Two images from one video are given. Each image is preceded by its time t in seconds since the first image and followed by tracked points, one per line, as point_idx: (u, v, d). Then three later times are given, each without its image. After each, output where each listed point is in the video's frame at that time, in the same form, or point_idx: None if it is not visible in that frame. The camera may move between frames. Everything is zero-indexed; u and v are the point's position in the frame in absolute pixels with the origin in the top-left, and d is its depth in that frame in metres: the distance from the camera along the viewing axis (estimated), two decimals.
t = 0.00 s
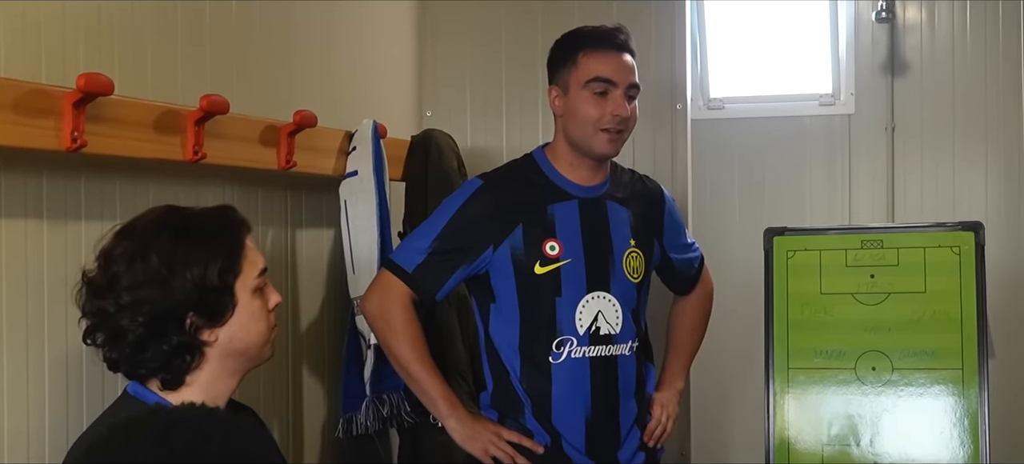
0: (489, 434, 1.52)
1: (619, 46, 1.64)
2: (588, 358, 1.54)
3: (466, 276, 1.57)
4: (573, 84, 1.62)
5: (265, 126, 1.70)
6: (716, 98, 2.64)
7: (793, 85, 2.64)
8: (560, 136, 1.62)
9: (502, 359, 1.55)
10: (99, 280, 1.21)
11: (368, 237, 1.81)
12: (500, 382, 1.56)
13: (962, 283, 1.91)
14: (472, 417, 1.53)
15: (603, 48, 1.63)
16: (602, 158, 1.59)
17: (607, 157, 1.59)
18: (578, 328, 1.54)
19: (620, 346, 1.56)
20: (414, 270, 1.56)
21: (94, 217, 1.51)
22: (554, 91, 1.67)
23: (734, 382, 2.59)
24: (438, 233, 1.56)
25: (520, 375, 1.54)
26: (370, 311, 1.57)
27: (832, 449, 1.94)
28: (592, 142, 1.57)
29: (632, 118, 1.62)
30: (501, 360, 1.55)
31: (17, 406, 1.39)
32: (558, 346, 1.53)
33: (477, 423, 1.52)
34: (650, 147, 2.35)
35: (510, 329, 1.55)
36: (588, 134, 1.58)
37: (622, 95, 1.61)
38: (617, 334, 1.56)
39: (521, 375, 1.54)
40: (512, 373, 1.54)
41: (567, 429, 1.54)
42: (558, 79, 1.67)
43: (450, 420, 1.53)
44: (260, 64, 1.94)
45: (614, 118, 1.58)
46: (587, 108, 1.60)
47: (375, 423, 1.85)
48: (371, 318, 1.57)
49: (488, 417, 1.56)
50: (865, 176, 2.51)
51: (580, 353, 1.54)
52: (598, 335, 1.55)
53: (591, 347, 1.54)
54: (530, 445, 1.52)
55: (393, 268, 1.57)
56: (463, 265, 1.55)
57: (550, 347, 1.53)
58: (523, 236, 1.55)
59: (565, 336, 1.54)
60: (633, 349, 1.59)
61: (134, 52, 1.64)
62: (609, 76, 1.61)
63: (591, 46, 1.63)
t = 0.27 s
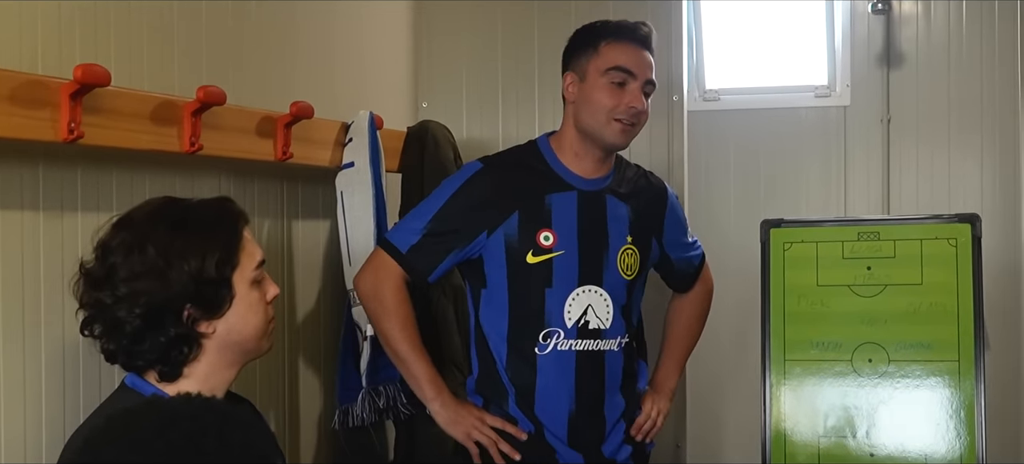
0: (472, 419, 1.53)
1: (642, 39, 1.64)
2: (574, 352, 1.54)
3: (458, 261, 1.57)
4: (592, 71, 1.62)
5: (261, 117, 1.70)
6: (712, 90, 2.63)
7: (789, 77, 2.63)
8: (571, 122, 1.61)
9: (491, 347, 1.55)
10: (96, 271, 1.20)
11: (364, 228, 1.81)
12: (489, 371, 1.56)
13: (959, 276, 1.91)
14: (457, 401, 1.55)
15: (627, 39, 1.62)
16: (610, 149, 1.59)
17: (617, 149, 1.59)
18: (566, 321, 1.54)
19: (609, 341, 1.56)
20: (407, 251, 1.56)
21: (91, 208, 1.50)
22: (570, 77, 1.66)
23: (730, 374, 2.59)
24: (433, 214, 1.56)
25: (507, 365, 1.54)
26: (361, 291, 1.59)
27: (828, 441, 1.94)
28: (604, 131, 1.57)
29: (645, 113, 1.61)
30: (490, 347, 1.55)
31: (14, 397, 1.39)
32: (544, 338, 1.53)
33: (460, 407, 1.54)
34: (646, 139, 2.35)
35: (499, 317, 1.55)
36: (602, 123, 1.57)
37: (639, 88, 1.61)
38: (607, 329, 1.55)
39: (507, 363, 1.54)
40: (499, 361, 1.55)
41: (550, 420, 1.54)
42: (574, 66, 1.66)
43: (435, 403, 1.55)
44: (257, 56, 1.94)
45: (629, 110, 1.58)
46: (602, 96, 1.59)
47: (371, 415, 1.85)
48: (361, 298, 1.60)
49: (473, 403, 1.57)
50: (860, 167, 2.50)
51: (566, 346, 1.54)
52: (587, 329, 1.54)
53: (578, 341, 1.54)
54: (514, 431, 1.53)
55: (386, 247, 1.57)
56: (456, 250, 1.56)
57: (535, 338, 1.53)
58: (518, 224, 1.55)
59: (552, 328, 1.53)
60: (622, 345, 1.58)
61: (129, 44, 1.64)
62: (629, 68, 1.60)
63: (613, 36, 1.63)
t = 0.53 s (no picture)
0: (464, 421, 1.53)
1: (641, 40, 1.65)
2: (568, 350, 1.54)
3: (448, 260, 1.57)
4: (590, 68, 1.62)
5: (258, 114, 1.70)
6: (708, 86, 2.63)
7: (785, 72, 2.63)
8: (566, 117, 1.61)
9: (483, 346, 1.55)
10: (92, 264, 1.20)
11: (362, 225, 1.81)
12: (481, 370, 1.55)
13: (955, 272, 1.92)
14: (449, 403, 1.55)
15: (627, 38, 1.63)
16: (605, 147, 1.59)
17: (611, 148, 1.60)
18: (559, 319, 1.54)
19: (602, 339, 1.56)
20: (396, 251, 1.56)
21: (89, 204, 1.50)
22: (565, 72, 1.66)
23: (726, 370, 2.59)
24: (423, 212, 1.55)
25: (500, 364, 1.54)
26: (350, 290, 1.58)
27: (825, 437, 1.95)
28: (602, 131, 1.58)
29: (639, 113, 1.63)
30: (481, 346, 1.55)
31: (12, 394, 1.39)
32: (537, 337, 1.53)
33: (453, 409, 1.54)
34: (644, 136, 2.35)
35: (491, 316, 1.55)
36: (600, 122, 1.58)
37: (636, 89, 1.62)
38: (599, 326, 1.56)
39: (500, 363, 1.54)
40: (491, 360, 1.54)
41: (545, 419, 1.54)
42: (570, 60, 1.66)
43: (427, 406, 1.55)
44: (254, 52, 1.94)
45: (627, 111, 1.59)
46: (602, 95, 1.60)
47: (370, 411, 1.85)
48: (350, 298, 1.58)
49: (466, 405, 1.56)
50: (856, 164, 2.51)
51: (560, 344, 1.54)
52: (580, 327, 1.55)
53: (572, 339, 1.54)
54: (508, 433, 1.52)
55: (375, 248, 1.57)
56: (445, 249, 1.55)
57: (529, 337, 1.53)
58: (510, 222, 1.55)
59: (545, 327, 1.54)
60: (615, 343, 1.59)
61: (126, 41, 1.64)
62: (629, 68, 1.61)
63: (613, 34, 1.63)
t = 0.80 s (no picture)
0: (466, 432, 1.49)
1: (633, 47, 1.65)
2: (562, 355, 1.54)
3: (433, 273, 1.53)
4: (595, 75, 1.60)
5: (252, 116, 1.69)
6: (702, 86, 2.63)
7: (779, 73, 2.63)
8: (565, 122, 1.59)
9: (472, 357, 1.52)
10: (84, 260, 1.20)
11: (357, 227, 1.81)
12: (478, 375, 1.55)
13: (949, 273, 1.92)
14: (446, 416, 1.50)
15: (626, 46, 1.63)
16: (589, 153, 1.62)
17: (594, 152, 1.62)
18: (552, 324, 1.54)
19: (593, 339, 1.58)
20: (377, 269, 1.50)
21: (83, 207, 1.50)
22: (562, 70, 1.61)
23: (720, 371, 2.60)
24: (404, 227, 1.51)
25: (493, 374, 1.52)
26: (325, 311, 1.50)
27: (820, 438, 1.95)
28: (597, 141, 1.60)
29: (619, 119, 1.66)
30: (471, 357, 1.52)
31: (6, 397, 1.39)
32: (531, 344, 1.52)
33: (452, 421, 1.49)
34: (638, 137, 2.36)
35: (479, 327, 1.52)
36: (598, 134, 1.60)
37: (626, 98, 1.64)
38: (591, 327, 1.57)
39: (493, 373, 1.52)
40: (483, 370, 1.52)
41: (543, 426, 1.53)
42: (568, 57, 1.61)
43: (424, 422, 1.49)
44: (247, 53, 1.94)
45: (618, 120, 1.62)
46: (604, 104, 1.60)
47: (364, 414, 1.85)
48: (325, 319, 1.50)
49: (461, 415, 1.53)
50: (850, 165, 2.51)
51: (554, 350, 1.53)
52: (573, 330, 1.55)
53: (565, 344, 1.54)
54: (511, 440, 1.50)
55: (353, 266, 1.50)
56: (429, 264, 1.51)
57: (523, 345, 1.52)
58: (494, 232, 1.53)
59: (539, 334, 1.53)
60: (604, 340, 1.61)
61: (119, 43, 1.64)
62: (628, 79, 1.62)
63: (617, 41, 1.62)
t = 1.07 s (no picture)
0: (488, 436, 1.47)
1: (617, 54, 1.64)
2: (560, 358, 1.55)
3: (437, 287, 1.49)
4: (588, 84, 1.57)
5: (241, 119, 1.69)
6: (691, 88, 2.64)
7: (767, 75, 2.64)
8: (554, 131, 1.56)
9: (474, 367, 1.51)
10: (75, 265, 1.20)
11: (346, 230, 1.82)
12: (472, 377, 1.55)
13: (938, 274, 1.92)
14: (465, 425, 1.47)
15: (613, 54, 1.61)
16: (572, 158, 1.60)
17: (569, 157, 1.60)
18: (550, 328, 1.54)
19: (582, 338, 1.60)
20: (389, 288, 1.43)
21: (72, 212, 1.50)
22: (554, 77, 1.57)
23: (710, 372, 2.60)
24: (411, 242, 1.45)
25: (496, 382, 1.51)
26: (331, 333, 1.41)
27: (810, 439, 1.95)
28: (581, 149, 1.59)
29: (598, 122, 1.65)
30: (473, 368, 1.51)
31: None
32: (533, 351, 1.52)
33: (473, 428, 1.46)
34: (628, 138, 2.36)
35: (479, 336, 1.50)
36: (584, 143, 1.58)
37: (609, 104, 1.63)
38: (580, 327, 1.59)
39: (496, 381, 1.51)
40: (486, 380, 1.51)
41: (548, 427, 1.54)
42: (561, 65, 1.57)
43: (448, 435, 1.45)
44: (236, 56, 1.93)
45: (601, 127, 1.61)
46: (594, 114, 1.58)
47: (354, 416, 1.83)
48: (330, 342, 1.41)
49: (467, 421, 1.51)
50: (839, 166, 2.51)
51: (553, 354, 1.54)
52: (568, 332, 1.57)
53: (562, 347, 1.55)
54: (524, 441, 1.50)
55: (362, 285, 1.43)
56: (438, 278, 1.47)
57: (525, 352, 1.51)
58: (493, 240, 1.50)
59: (539, 340, 1.53)
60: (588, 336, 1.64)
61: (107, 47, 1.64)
62: (615, 87, 1.61)
63: (607, 50, 1.60)
